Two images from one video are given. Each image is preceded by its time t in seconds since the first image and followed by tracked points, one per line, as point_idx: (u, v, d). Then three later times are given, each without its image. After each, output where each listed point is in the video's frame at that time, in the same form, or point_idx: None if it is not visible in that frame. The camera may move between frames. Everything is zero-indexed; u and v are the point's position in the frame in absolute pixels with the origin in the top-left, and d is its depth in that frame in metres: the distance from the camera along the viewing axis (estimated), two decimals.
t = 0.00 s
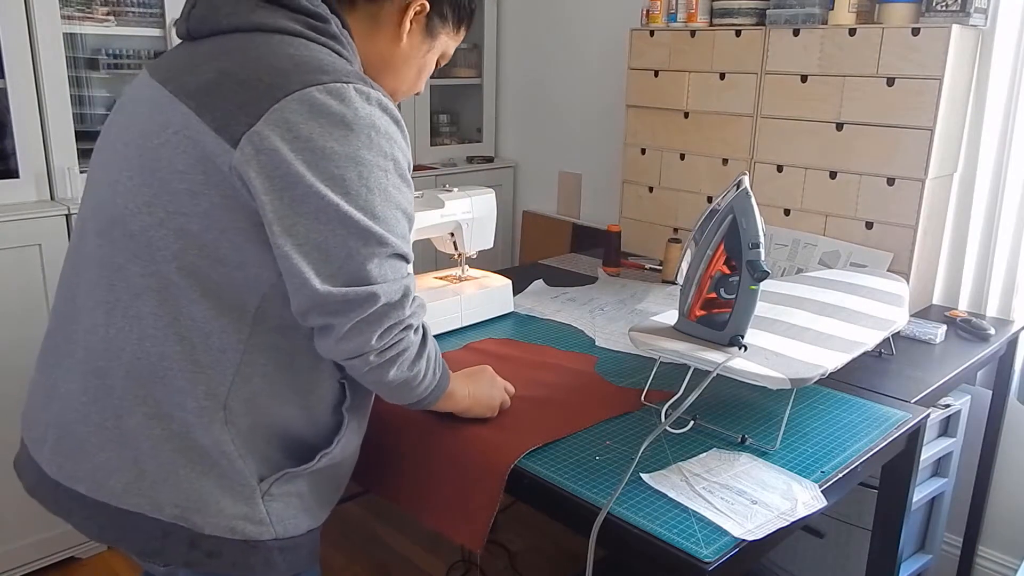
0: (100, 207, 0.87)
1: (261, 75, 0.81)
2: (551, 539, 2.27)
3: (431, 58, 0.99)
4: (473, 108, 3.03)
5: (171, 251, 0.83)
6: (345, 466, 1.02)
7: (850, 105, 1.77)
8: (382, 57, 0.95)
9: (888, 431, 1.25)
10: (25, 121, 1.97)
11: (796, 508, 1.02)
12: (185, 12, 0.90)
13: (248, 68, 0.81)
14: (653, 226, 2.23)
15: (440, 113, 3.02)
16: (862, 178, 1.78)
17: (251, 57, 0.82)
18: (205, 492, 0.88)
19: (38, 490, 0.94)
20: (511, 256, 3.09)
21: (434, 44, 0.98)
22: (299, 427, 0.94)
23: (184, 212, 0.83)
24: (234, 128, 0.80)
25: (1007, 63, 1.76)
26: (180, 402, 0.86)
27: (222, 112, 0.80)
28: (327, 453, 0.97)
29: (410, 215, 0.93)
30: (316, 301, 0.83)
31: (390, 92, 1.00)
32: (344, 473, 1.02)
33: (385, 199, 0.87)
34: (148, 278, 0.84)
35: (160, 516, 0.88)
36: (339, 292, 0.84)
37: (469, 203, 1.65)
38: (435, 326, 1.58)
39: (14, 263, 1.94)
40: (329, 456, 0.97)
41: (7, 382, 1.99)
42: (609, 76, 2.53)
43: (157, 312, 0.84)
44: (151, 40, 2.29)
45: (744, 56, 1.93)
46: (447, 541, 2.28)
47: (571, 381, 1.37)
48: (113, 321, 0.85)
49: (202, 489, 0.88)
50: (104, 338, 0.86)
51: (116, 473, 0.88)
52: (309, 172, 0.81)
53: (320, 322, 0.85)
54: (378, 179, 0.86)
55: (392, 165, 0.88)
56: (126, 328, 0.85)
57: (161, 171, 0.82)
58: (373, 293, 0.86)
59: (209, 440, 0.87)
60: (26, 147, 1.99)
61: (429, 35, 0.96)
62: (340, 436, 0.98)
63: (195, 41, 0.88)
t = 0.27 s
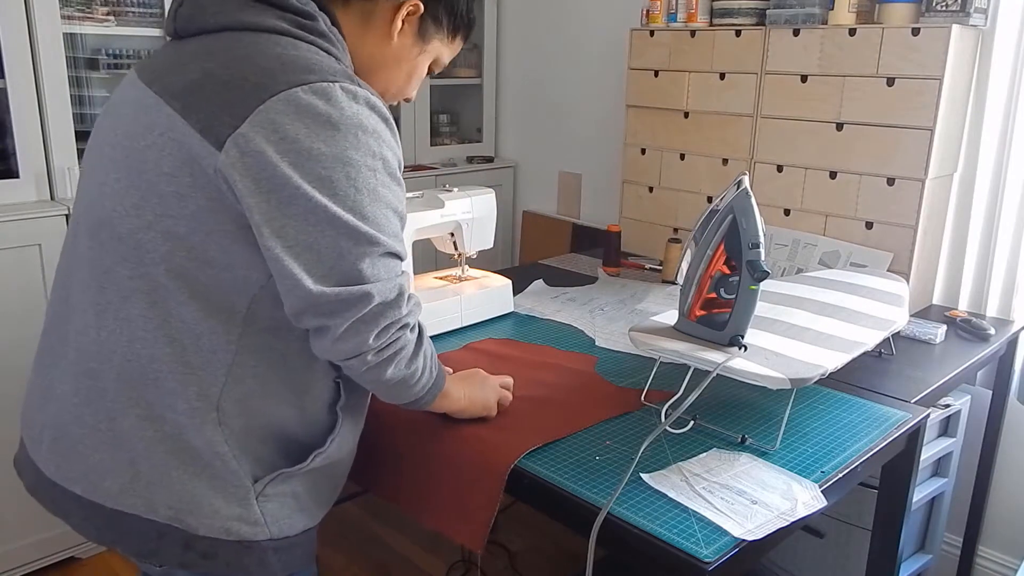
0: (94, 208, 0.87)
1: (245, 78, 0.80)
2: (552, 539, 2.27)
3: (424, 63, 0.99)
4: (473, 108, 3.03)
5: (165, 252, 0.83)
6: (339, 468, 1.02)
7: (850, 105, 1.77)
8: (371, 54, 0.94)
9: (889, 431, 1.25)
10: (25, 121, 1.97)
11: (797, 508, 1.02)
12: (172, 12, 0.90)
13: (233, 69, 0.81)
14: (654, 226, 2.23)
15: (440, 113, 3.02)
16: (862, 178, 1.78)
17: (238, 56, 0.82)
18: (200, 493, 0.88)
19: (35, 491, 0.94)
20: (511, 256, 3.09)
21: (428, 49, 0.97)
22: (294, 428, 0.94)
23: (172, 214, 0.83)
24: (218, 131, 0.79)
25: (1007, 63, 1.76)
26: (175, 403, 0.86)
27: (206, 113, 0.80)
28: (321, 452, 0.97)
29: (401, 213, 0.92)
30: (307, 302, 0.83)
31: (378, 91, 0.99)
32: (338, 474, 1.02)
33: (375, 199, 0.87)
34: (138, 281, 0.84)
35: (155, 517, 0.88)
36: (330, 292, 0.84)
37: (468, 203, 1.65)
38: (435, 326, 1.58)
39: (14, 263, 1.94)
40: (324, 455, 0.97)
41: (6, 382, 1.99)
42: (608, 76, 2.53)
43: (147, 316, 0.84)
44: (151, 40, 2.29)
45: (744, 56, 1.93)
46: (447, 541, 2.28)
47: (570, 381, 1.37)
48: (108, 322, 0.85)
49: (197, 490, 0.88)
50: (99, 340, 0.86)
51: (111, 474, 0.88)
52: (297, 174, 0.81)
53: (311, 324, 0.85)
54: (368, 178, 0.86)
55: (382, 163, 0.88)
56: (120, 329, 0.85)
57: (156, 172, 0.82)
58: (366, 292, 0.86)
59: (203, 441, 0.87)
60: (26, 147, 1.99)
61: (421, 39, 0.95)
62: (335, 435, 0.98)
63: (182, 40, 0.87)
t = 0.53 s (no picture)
0: (94, 209, 0.87)
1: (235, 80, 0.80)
2: (552, 539, 2.27)
3: (418, 51, 0.99)
4: (473, 108, 3.03)
5: (167, 253, 0.83)
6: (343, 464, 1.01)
7: (850, 105, 1.77)
8: (364, 46, 0.95)
9: (889, 431, 1.25)
10: (25, 121, 1.97)
11: (797, 508, 1.02)
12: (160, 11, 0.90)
13: (221, 68, 0.81)
14: (654, 226, 2.23)
15: (440, 112, 3.02)
16: (862, 178, 1.78)
17: (226, 54, 0.82)
18: (200, 495, 0.88)
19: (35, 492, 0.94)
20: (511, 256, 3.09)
21: (421, 36, 0.97)
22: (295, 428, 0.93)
23: (170, 216, 0.83)
24: (208, 133, 0.80)
25: (1007, 64, 1.76)
26: (175, 404, 0.86)
27: (195, 118, 0.81)
28: (321, 449, 0.96)
29: (399, 205, 0.93)
30: (322, 291, 0.84)
31: (375, 83, 1.00)
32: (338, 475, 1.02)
33: (370, 193, 0.87)
34: (138, 282, 0.84)
35: (155, 518, 0.88)
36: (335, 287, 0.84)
37: (468, 203, 1.65)
38: (435, 326, 1.58)
39: (13, 263, 1.94)
40: (324, 452, 0.96)
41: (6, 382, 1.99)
42: (608, 76, 2.53)
43: (146, 317, 0.84)
44: (151, 40, 2.29)
45: (744, 56, 1.93)
46: (447, 541, 2.28)
47: (570, 381, 1.37)
48: (108, 324, 0.85)
49: (198, 492, 0.88)
50: (99, 341, 0.86)
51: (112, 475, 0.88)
52: (292, 173, 0.81)
53: (316, 320, 0.86)
54: (363, 173, 0.86)
55: (378, 157, 0.88)
56: (121, 331, 0.85)
57: (156, 173, 0.82)
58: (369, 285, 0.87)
59: (203, 442, 0.87)
60: (26, 147, 1.99)
61: (413, 27, 0.96)
62: (335, 431, 0.97)
63: (171, 38, 0.87)
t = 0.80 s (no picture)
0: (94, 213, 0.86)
1: (254, 106, 0.79)
2: (552, 539, 2.27)
3: (480, 63, 0.91)
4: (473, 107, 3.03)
5: (167, 259, 0.83)
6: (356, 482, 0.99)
7: (850, 105, 1.77)
8: (415, 66, 0.91)
9: (889, 431, 1.25)
10: (24, 121, 1.97)
11: (797, 508, 1.02)
12: (203, 20, 0.89)
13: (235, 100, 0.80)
14: (654, 225, 2.23)
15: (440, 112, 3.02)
16: (862, 178, 1.78)
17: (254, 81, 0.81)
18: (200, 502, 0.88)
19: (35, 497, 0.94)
20: (511, 256, 3.09)
21: (479, 47, 0.89)
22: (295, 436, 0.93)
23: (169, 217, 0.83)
24: (200, 172, 0.79)
25: (1007, 64, 1.76)
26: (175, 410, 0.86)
27: (194, 151, 0.80)
28: (315, 475, 0.94)
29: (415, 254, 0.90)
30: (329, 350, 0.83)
31: (436, 106, 0.96)
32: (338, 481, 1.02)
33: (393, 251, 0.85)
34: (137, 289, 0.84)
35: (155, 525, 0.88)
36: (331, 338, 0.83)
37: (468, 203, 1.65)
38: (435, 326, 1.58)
39: (13, 264, 1.94)
40: (317, 478, 0.94)
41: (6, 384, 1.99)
42: (609, 76, 2.53)
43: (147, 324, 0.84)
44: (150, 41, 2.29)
45: (744, 57, 1.93)
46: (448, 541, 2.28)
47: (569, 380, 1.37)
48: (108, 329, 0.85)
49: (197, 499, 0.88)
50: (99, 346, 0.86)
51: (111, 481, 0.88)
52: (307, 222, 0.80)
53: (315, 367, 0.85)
54: (380, 228, 0.83)
55: (399, 212, 0.85)
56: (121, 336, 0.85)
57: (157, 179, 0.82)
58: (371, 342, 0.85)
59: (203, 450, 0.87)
60: (26, 147, 1.99)
61: (469, 37, 0.88)
62: (328, 460, 0.95)
63: (209, 52, 0.87)
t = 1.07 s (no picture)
0: (93, 210, 0.86)
1: (261, 84, 0.82)
2: (552, 539, 2.27)
3: (421, 85, 1.06)
4: (473, 107, 3.03)
5: (167, 254, 0.83)
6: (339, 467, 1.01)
7: (850, 105, 1.77)
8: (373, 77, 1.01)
9: (889, 431, 1.25)
10: (24, 121, 1.97)
11: (797, 509, 1.02)
12: (182, 14, 0.90)
13: (254, 66, 0.83)
14: (654, 226, 2.23)
15: (440, 112, 3.02)
16: (862, 178, 1.78)
17: (256, 55, 0.84)
18: (199, 498, 0.88)
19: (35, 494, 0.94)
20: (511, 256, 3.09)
21: (425, 72, 1.04)
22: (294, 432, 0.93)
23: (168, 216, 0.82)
24: (246, 122, 0.81)
25: (1007, 64, 1.76)
26: (173, 410, 0.85)
27: (230, 109, 0.82)
28: (316, 456, 0.96)
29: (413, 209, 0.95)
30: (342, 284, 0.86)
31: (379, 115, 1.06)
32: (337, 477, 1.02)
33: (393, 193, 0.89)
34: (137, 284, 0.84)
35: (154, 521, 0.88)
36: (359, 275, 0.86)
37: (469, 203, 1.65)
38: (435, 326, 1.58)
39: (13, 264, 1.94)
40: (319, 459, 0.96)
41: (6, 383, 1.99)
42: (608, 76, 2.53)
43: (146, 320, 0.84)
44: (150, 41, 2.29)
45: (744, 57, 1.93)
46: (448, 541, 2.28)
47: (570, 381, 1.36)
48: (107, 325, 0.85)
49: (197, 495, 0.88)
50: (99, 343, 0.86)
51: (111, 477, 0.88)
52: (319, 164, 0.83)
53: (338, 312, 0.87)
54: (386, 172, 0.88)
55: (400, 162, 0.91)
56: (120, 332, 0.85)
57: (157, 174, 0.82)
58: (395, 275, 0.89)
59: (203, 445, 0.86)
60: (25, 147, 1.99)
61: (420, 61, 1.02)
62: (330, 439, 0.97)
63: (190, 41, 0.88)
